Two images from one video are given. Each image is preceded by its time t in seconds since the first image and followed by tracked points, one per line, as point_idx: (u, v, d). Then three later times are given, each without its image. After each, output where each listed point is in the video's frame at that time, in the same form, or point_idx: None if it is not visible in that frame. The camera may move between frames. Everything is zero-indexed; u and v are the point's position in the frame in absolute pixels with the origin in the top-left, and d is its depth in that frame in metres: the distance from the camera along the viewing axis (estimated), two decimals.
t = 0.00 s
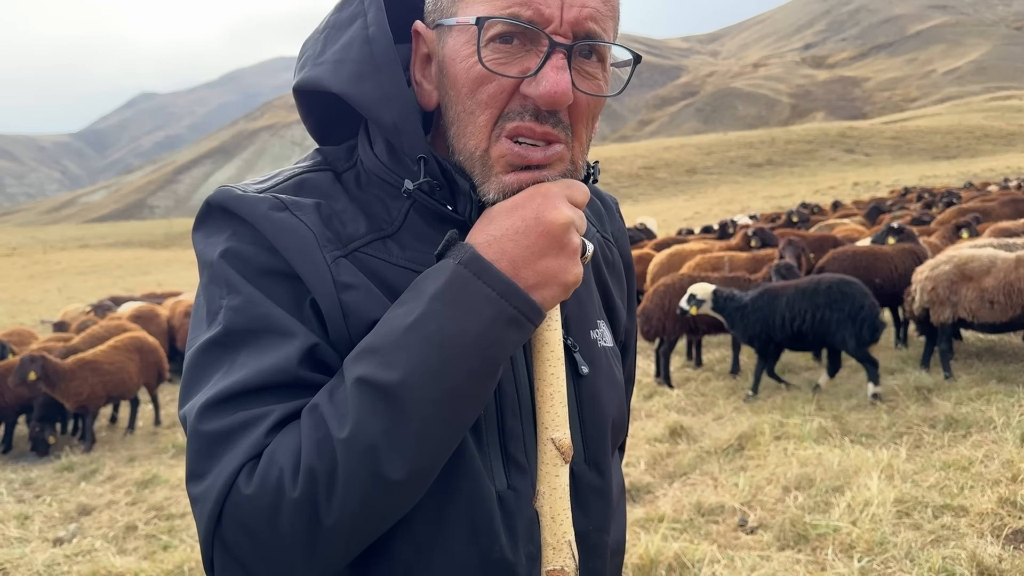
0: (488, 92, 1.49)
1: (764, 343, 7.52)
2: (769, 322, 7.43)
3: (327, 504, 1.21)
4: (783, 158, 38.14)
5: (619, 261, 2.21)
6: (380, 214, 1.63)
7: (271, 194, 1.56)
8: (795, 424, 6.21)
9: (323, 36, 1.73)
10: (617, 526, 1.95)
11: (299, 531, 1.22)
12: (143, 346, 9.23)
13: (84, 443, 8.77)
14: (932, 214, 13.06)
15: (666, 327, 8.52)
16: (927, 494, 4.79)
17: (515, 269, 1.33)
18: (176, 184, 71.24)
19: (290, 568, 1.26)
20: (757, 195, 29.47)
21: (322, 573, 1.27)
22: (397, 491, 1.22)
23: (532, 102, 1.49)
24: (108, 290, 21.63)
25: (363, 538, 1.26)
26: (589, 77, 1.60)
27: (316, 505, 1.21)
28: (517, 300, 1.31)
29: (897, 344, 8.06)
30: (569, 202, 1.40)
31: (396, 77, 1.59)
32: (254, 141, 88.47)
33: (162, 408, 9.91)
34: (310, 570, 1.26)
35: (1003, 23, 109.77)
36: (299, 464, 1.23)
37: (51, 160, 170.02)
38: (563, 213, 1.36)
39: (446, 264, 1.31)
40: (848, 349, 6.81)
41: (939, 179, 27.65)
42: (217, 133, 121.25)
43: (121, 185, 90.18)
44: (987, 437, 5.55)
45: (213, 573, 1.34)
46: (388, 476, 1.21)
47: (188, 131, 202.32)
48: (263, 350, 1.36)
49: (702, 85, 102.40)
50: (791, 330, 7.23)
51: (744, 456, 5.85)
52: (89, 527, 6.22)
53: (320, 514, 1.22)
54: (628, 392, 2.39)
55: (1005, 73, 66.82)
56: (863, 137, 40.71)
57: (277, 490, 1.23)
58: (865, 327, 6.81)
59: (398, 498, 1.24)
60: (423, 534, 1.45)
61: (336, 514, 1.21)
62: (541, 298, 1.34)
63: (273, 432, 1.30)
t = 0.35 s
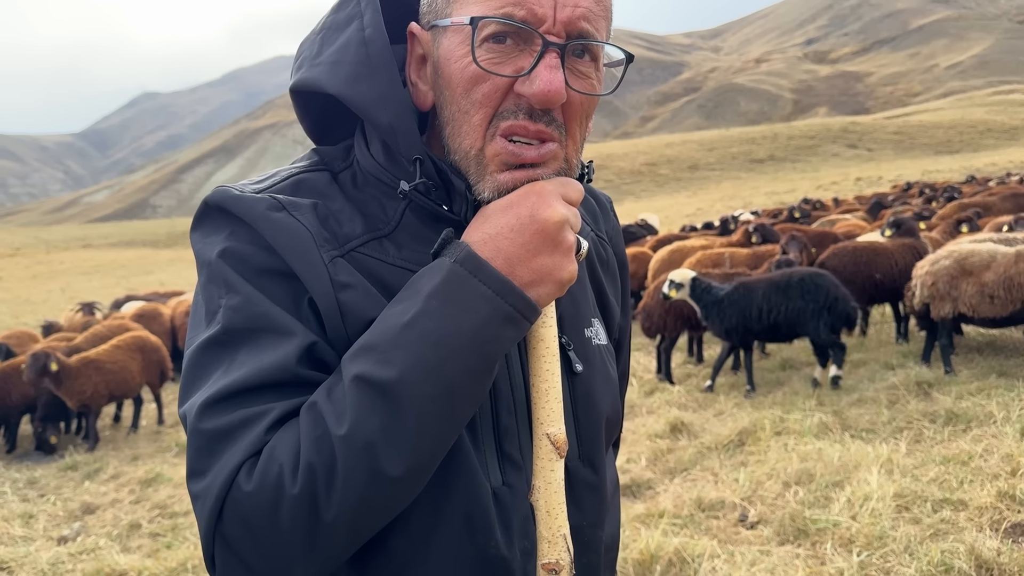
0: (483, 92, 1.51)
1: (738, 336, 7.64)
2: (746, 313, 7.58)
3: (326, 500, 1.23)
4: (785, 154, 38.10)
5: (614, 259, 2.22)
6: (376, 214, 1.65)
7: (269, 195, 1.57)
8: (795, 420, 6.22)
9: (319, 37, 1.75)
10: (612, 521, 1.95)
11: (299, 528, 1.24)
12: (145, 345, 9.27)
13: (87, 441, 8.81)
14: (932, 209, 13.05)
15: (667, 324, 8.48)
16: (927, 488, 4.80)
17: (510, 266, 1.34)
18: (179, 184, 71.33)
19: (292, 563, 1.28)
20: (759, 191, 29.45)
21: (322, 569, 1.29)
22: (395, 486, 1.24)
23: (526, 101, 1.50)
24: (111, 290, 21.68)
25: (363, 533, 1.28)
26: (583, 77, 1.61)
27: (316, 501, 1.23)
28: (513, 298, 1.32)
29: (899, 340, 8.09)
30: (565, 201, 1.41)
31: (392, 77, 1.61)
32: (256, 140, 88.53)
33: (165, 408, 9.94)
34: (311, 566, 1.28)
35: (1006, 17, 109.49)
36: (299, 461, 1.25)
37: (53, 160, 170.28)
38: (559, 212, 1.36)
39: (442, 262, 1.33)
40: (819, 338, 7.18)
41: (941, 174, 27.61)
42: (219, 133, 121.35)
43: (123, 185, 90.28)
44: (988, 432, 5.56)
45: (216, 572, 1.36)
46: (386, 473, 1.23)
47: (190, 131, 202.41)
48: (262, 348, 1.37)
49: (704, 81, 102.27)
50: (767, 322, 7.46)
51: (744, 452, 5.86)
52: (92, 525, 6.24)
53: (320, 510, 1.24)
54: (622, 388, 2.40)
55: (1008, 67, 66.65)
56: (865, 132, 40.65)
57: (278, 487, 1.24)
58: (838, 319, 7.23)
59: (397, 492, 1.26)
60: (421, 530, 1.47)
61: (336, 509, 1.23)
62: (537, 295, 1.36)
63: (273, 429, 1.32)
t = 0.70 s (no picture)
0: (457, 90, 1.58)
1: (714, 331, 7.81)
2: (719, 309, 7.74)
3: (312, 477, 1.29)
4: (787, 149, 38.10)
5: (590, 251, 2.28)
6: (360, 208, 1.71)
7: (256, 190, 1.63)
8: (792, 411, 6.28)
9: (303, 39, 1.81)
10: (590, 501, 2.01)
11: (287, 503, 1.31)
12: (148, 343, 9.35)
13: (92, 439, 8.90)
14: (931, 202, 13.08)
15: (665, 318, 8.55)
16: (920, 477, 4.86)
17: (484, 256, 1.41)
18: (182, 184, 71.46)
19: (282, 537, 1.34)
20: (761, 186, 29.47)
21: (310, 542, 1.36)
22: (377, 463, 1.31)
23: (499, 98, 1.57)
24: (115, 290, 21.78)
25: (348, 508, 1.35)
26: (552, 75, 1.67)
27: (303, 478, 1.29)
28: (487, 285, 1.39)
29: (896, 332, 8.15)
30: (537, 192, 1.48)
31: (372, 76, 1.67)
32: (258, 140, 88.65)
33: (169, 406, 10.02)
34: (300, 540, 1.35)
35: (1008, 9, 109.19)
36: (286, 441, 1.31)
37: (57, 160, 170.72)
38: (530, 203, 1.42)
39: (420, 252, 1.39)
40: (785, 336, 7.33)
41: (943, 167, 27.59)
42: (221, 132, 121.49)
43: (126, 185, 90.48)
44: (982, 422, 5.61)
45: (210, 547, 1.43)
46: (368, 451, 1.29)
47: (193, 130, 202.66)
48: (250, 335, 1.43)
49: (706, 76, 102.17)
50: (739, 320, 7.61)
51: (741, 443, 5.93)
52: (98, 521, 6.33)
53: (307, 486, 1.30)
54: (603, 375, 2.46)
55: (1011, 59, 66.48)
56: (867, 126, 40.61)
57: (267, 465, 1.31)
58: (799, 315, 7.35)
59: (380, 469, 1.32)
60: (403, 507, 1.53)
61: (322, 485, 1.29)
62: (510, 283, 1.42)
63: (261, 411, 1.38)
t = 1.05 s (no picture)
0: (413, 111, 1.68)
1: (687, 330, 8.02)
2: (692, 311, 7.94)
3: (285, 461, 1.39)
4: (787, 144, 38.19)
5: (549, 253, 2.31)
6: (331, 217, 1.81)
7: (234, 202, 1.74)
8: (783, 405, 6.39)
9: (276, 63, 1.92)
10: (550, 483, 2.04)
11: (263, 486, 1.41)
12: (151, 344, 9.49)
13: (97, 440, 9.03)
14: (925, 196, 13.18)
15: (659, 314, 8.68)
16: (905, 467, 4.97)
17: (439, 261, 1.48)
18: (185, 186, 71.69)
19: (259, 517, 1.45)
20: (761, 181, 29.58)
21: (287, 519, 1.46)
22: (344, 450, 1.41)
23: (451, 118, 1.66)
24: (119, 292, 21.96)
25: (320, 490, 1.45)
26: (501, 96, 1.76)
27: (277, 461, 1.40)
28: (441, 287, 1.46)
29: (888, 326, 8.27)
30: (489, 200, 1.55)
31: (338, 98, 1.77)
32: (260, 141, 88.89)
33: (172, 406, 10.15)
34: (276, 517, 1.45)
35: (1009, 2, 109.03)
36: (261, 429, 1.41)
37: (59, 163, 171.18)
38: (479, 212, 1.49)
39: (380, 258, 1.47)
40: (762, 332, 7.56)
41: (943, 161, 27.67)
42: (223, 134, 121.76)
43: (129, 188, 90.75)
44: (968, 413, 5.71)
45: (194, 526, 1.54)
46: (336, 438, 1.39)
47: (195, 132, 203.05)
48: (227, 336, 1.54)
49: (707, 71, 102.13)
50: (712, 319, 7.81)
51: (732, 437, 6.04)
52: (104, 519, 6.46)
53: (281, 469, 1.40)
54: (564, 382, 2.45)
55: (1012, 51, 66.47)
56: (868, 120, 40.68)
57: (244, 451, 1.41)
58: (777, 312, 7.56)
59: (348, 454, 1.42)
60: (371, 492, 1.58)
61: (294, 469, 1.40)
62: (464, 285, 1.50)
63: (239, 404, 1.48)
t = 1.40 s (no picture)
0: (388, 115, 1.78)
1: (674, 328, 8.08)
2: (675, 308, 8.07)
3: (276, 434, 1.49)
4: (788, 141, 38.25)
5: (523, 245, 2.39)
6: (316, 214, 1.91)
7: (227, 199, 1.84)
8: (777, 397, 6.49)
9: (264, 72, 2.02)
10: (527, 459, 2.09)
11: (256, 457, 1.50)
12: (157, 345, 9.61)
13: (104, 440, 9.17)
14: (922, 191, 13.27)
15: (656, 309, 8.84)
16: (895, 456, 5.07)
17: (413, 252, 1.57)
18: (187, 189, 71.89)
19: (253, 486, 1.54)
20: (762, 178, 29.66)
21: (279, 488, 1.55)
22: (330, 423, 1.50)
23: (422, 120, 1.77)
24: (124, 295, 22.11)
25: (308, 461, 1.54)
26: (469, 99, 1.86)
27: (269, 433, 1.49)
28: (416, 276, 1.56)
29: (882, 319, 8.38)
30: (460, 196, 1.65)
31: (320, 103, 1.86)
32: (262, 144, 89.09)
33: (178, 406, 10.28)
34: (269, 485, 1.54)
35: None
36: (254, 405, 1.50)
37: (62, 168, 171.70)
38: (450, 207, 1.58)
39: (358, 251, 1.57)
40: (746, 328, 7.60)
41: (943, 155, 27.71)
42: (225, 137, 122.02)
43: (132, 192, 90.96)
44: (959, 403, 5.80)
45: (193, 496, 1.63)
46: (322, 413, 1.48)
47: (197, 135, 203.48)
48: (222, 323, 1.64)
49: (708, 69, 102.15)
50: (693, 316, 7.94)
51: (727, 428, 6.16)
52: (112, 517, 6.59)
53: (273, 441, 1.49)
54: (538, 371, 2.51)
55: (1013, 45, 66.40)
56: (869, 116, 40.72)
57: (239, 424, 1.51)
58: (758, 308, 7.63)
59: (334, 428, 1.52)
60: (357, 461, 1.66)
61: (283, 440, 1.49)
62: (436, 274, 1.59)
63: (234, 383, 1.59)
